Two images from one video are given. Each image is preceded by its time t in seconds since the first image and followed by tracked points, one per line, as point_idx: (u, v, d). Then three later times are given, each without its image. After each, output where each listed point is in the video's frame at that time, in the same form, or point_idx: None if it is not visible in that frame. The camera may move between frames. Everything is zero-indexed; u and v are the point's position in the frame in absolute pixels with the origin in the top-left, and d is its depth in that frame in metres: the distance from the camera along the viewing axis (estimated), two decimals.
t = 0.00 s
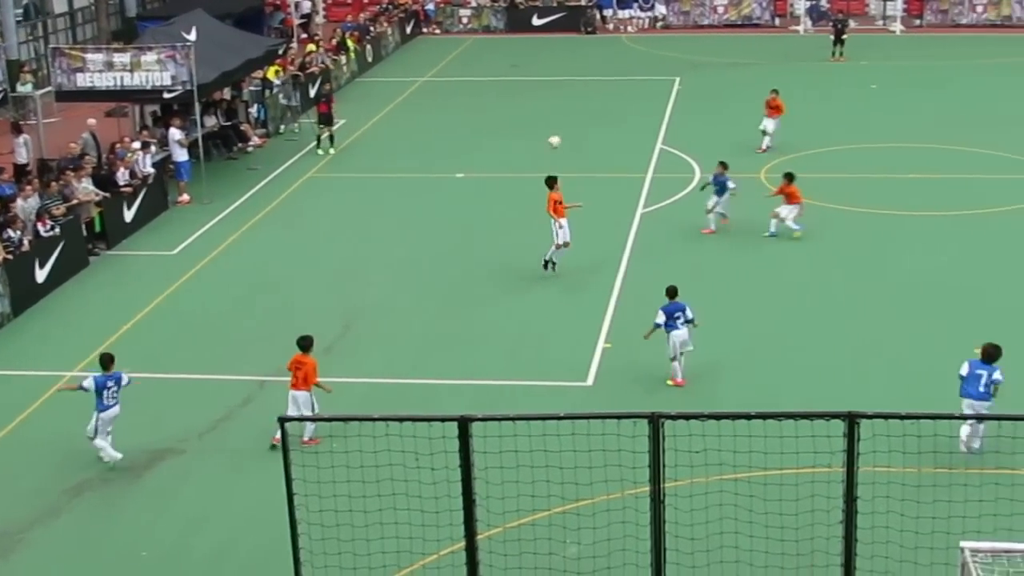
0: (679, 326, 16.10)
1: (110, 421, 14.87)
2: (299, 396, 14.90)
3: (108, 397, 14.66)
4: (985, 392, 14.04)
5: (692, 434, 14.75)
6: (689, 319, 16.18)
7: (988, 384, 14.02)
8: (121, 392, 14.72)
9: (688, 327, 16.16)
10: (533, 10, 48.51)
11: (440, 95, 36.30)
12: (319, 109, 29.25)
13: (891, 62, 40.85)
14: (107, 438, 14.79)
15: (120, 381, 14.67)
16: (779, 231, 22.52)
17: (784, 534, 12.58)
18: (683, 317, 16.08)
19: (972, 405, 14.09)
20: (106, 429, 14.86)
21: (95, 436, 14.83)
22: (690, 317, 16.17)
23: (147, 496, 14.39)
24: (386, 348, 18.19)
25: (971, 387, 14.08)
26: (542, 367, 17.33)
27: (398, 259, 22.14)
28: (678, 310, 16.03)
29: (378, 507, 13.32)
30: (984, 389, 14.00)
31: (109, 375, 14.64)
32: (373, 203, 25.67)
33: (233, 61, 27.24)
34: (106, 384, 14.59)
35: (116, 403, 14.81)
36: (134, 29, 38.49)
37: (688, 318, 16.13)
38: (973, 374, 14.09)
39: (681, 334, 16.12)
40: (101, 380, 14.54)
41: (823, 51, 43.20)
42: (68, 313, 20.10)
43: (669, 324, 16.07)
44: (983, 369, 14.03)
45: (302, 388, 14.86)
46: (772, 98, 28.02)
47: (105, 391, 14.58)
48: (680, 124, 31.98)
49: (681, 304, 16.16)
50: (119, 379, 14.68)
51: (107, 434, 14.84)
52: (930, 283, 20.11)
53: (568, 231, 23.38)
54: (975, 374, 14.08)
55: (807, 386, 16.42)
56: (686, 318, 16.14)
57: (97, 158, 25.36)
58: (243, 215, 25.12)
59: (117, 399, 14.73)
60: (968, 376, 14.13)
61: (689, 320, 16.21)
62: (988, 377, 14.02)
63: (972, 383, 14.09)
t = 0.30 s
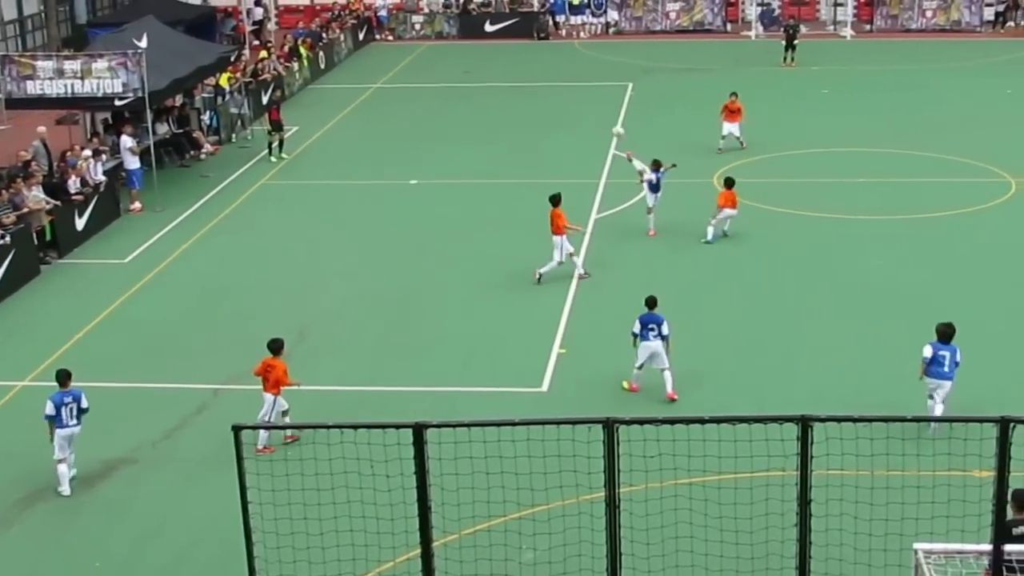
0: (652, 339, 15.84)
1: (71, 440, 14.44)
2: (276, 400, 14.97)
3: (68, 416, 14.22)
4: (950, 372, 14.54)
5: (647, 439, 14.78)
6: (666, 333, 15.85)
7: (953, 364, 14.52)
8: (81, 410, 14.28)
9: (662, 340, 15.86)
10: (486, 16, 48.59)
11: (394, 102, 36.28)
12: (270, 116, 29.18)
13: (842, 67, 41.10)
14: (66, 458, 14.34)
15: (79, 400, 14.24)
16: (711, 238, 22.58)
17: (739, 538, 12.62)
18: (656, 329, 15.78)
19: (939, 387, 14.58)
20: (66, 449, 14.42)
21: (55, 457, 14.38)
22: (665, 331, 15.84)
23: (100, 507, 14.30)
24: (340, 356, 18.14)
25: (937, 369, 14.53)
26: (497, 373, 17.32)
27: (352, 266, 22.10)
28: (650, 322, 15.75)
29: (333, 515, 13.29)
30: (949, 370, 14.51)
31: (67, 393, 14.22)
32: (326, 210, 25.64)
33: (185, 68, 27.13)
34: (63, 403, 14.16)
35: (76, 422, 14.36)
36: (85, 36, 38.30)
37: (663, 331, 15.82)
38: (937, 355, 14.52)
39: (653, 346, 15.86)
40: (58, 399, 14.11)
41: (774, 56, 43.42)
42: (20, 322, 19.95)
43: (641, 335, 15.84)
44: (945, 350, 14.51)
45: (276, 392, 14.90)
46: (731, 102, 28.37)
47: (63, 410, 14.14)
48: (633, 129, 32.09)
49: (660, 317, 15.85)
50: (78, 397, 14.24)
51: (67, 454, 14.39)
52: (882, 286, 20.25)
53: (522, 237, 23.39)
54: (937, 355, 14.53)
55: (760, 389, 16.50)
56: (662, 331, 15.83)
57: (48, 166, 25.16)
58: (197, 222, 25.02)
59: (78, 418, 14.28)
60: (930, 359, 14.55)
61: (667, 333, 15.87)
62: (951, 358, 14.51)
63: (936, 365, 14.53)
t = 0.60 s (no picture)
0: (649, 347, 15.71)
1: (70, 458, 14.20)
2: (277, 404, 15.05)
3: (55, 433, 14.02)
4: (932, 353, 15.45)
5: (623, 447, 14.81)
6: (664, 344, 15.66)
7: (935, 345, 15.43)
8: (67, 431, 13.97)
9: (655, 351, 15.69)
10: (460, 25, 48.66)
11: (368, 112, 36.28)
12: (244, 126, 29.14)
13: (815, 75, 41.24)
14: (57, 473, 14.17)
15: (65, 419, 13.95)
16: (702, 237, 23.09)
17: (716, 546, 12.64)
18: (654, 338, 15.66)
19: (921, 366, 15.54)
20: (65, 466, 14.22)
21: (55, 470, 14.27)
22: (661, 343, 15.65)
23: (75, 518, 14.25)
24: (315, 366, 18.13)
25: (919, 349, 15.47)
26: (473, 383, 17.32)
27: (329, 276, 22.08)
28: (649, 330, 15.66)
29: (309, 525, 13.26)
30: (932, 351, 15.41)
31: (58, 410, 14.01)
32: (301, 220, 25.61)
33: (158, 78, 27.07)
34: (51, 418, 13.99)
35: (70, 441, 14.08)
36: (57, 46, 38.22)
37: (660, 341, 15.65)
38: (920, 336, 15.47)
39: (648, 355, 15.72)
40: (47, 413, 13.99)
41: (747, 65, 43.55)
42: None
43: (640, 342, 15.74)
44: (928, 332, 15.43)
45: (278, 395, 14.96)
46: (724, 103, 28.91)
47: (49, 425, 13.99)
48: (608, 137, 32.15)
49: (662, 328, 15.69)
50: (65, 416, 13.96)
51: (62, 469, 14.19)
52: (857, 293, 20.31)
53: (495, 246, 23.41)
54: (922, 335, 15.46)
55: (736, 396, 16.54)
56: (659, 341, 15.67)
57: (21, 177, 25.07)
58: (171, 233, 24.94)
59: (65, 437, 14.00)
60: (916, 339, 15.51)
61: (666, 345, 15.67)
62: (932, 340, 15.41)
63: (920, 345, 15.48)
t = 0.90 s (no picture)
0: (650, 362, 15.66)
1: (68, 476, 14.07)
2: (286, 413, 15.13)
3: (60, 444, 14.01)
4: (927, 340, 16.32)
5: (600, 457, 14.81)
6: (665, 362, 15.62)
7: (930, 333, 16.27)
8: (69, 442, 13.94)
9: (655, 368, 15.65)
10: (437, 36, 48.72)
11: (345, 122, 36.27)
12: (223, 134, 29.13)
13: (792, 85, 41.38)
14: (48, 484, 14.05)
15: (72, 431, 13.98)
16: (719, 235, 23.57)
17: (694, 556, 12.65)
18: (655, 354, 15.61)
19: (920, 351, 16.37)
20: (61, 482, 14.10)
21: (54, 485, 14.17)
22: (662, 360, 15.61)
23: (52, 529, 14.20)
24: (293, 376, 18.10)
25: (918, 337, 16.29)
26: (451, 393, 17.31)
27: (308, 286, 22.07)
28: (652, 346, 15.61)
29: (288, 536, 13.23)
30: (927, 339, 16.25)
31: (70, 423, 14.05)
32: (278, 231, 25.58)
33: (135, 89, 27.03)
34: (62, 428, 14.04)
35: (69, 456, 13.98)
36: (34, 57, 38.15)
37: (660, 357, 15.60)
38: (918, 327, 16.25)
39: (648, 369, 15.69)
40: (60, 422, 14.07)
41: (724, 75, 43.67)
42: None
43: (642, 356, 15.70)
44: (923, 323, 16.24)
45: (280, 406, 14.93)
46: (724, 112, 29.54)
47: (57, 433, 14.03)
48: (586, 148, 32.18)
49: (666, 345, 15.64)
50: (72, 429, 13.99)
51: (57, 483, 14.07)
52: (833, 303, 20.36)
53: (473, 256, 23.41)
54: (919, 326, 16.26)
55: (713, 406, 16.56)
56: (660, 358, 15.63)
57: None
58: (147, 244, 24.87)
59: (65, 448, 13.95)
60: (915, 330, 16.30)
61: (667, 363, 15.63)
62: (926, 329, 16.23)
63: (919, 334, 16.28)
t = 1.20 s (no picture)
0: (661, 364, 15.71)
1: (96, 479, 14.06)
2: (294, 415, 15.23)
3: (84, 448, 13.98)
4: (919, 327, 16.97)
5: (579, 465, 14.80)
6: (672, 364, 15.61)
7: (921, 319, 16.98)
8: (92, 447, 13.90)
9: (663, 370, 15.67)
10: (415, 45, 48.75)
11: (323, 131, 36.25)
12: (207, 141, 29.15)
13: (770, 93, 41.46)
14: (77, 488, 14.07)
15: (94, 435, 13.94)
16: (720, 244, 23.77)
17: (673, 564, 12.65)
18: (664, 356, 15.65)
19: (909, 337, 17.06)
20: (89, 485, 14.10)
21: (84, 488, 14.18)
22: (669, 362, 15.62)
23: (28, 540, 14.16)
24: (270, 386, 18.07)
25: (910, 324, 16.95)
26: (429, 402, 17.28)
27: (286, 295, 22.02)
28: (661, 348, 15.68)
29: (265, 546, 13.19)
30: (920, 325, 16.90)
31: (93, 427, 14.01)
32: (256, 240, 25.54)
33: (112, 97, 26.97)
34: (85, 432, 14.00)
35: (94, 460, 13.95)
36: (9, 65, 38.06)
37: (668, 360, 15.62)
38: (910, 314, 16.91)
39: (658, 372, 15.73)
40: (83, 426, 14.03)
41: (703, 83, 43.75)
42: None
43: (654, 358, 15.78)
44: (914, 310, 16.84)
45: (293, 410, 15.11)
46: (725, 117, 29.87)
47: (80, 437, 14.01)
48: (564, 157, 32.21)
49: (675, 347, 15.66)
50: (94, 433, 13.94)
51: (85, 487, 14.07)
52: (811, 311, 20.40)
53: (451, 265, 23.38)
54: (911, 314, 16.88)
55: (691, 414, 16.57)
56: (669, 360, 15.64)
57: None
58: (124, 254, 24.80)
59: (89, 453, 13.92)
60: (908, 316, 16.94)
61: (675, 365, 15.62)
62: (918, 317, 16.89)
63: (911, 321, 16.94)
